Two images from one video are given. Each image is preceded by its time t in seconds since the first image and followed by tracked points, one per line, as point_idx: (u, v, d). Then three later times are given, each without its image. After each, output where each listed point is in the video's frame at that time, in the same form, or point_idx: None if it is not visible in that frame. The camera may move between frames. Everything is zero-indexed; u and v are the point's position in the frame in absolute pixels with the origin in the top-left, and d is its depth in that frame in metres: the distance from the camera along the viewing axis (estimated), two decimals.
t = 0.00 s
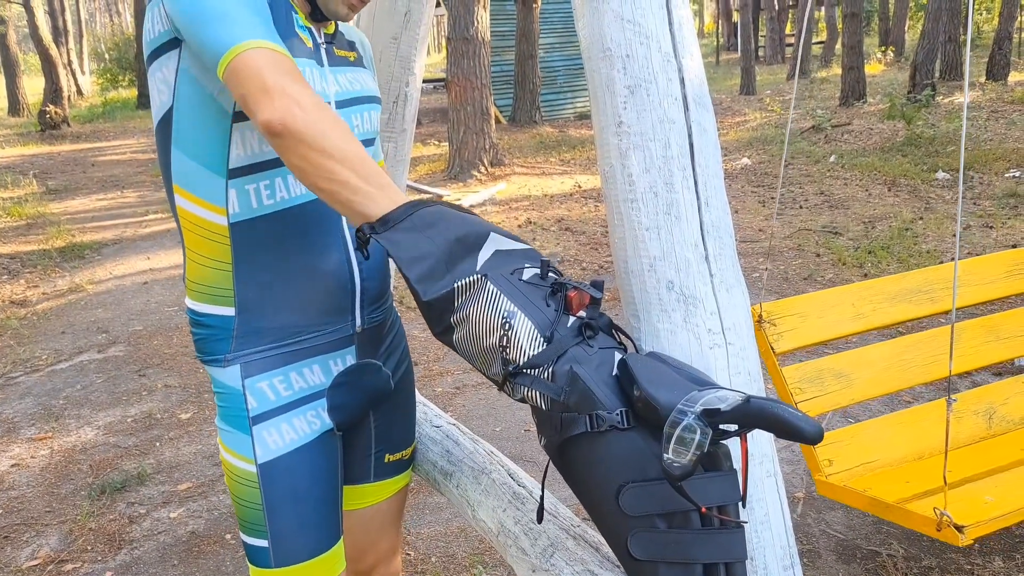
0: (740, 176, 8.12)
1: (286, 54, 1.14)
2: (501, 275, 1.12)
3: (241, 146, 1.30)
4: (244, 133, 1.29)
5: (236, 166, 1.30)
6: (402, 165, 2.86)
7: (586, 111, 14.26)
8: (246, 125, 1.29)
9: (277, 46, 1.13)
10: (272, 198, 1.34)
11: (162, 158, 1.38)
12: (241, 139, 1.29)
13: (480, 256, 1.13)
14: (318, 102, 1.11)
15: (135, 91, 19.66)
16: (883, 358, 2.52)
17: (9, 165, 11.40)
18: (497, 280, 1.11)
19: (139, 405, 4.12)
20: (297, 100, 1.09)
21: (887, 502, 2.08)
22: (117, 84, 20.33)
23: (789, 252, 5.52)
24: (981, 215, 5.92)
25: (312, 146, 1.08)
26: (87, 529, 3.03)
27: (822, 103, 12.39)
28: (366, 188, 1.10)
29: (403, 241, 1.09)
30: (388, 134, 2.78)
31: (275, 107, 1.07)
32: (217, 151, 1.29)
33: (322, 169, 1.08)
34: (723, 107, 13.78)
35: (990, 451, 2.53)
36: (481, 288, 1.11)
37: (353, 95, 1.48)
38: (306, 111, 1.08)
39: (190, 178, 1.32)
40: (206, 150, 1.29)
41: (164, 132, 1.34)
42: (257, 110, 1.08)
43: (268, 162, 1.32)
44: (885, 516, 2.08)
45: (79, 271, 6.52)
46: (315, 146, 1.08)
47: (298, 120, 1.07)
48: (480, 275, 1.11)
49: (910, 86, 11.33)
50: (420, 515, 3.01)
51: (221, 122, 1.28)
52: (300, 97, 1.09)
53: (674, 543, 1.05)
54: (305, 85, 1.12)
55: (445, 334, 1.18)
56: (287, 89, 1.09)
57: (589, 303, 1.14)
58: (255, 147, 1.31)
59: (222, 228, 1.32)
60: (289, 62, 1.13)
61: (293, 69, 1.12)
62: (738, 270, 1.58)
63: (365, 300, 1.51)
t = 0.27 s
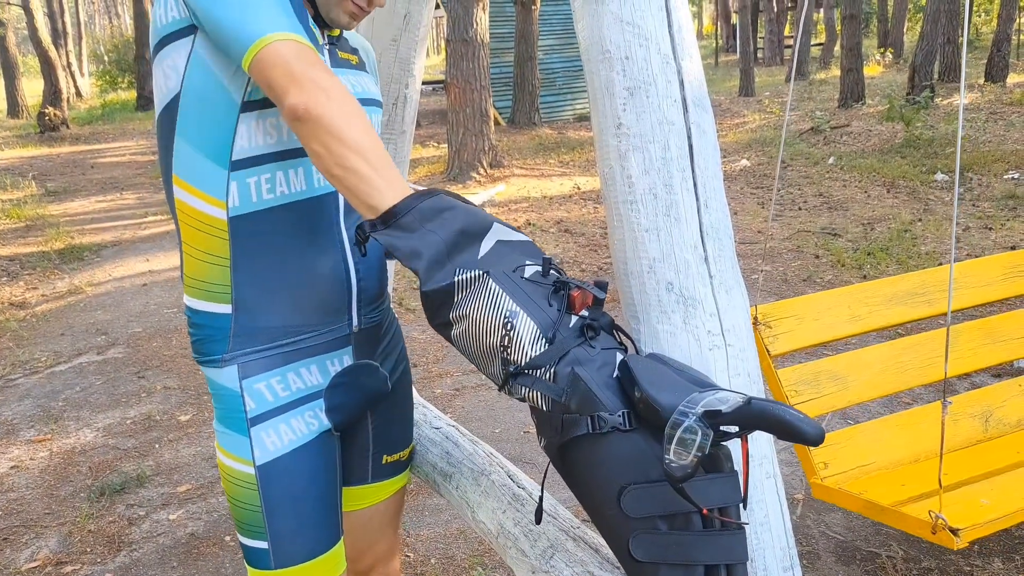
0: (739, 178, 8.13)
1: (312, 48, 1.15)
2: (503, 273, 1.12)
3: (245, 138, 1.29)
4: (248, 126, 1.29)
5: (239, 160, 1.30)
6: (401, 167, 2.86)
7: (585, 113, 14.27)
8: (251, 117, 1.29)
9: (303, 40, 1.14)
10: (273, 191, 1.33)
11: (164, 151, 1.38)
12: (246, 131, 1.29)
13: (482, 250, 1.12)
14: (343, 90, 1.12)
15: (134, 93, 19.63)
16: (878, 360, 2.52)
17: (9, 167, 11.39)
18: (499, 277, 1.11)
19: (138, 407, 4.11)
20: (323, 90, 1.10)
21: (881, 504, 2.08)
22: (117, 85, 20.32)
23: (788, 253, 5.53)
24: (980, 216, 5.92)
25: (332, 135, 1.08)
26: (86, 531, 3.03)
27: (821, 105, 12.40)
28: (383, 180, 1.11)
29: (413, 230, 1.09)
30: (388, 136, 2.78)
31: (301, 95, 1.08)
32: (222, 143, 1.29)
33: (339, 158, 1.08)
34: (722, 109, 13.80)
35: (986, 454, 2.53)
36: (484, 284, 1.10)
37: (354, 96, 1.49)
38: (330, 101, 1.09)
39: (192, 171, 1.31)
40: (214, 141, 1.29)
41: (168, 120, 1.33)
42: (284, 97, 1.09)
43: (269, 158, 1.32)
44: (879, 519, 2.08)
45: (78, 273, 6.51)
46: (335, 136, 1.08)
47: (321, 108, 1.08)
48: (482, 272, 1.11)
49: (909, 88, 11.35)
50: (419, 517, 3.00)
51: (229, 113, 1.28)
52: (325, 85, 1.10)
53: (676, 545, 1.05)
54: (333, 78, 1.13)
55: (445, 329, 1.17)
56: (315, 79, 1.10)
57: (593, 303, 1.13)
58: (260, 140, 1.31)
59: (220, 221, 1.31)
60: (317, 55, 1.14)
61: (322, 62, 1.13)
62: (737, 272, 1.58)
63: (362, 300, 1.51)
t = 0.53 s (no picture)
0: (738, 179, 8.13)
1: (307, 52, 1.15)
2: (511, 269, 1.11)
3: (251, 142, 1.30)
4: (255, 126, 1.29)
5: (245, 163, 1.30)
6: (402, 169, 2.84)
7: (584, 114, 14.27)
8: (257, 122, 1.30)
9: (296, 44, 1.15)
10: (281, 192, 1.34)
11: (167, 155, 1.37)
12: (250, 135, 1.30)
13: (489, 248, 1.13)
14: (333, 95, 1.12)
15: (134, 95, 19.64)
16: (879, 362, 2.52)
17: (9, 168, 11.39)
18: (505, 275, 1.10)
19: (138, 408, 4.11)
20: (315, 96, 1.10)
21: (882, 507, 2.08)
22: (117, 87, 20.32)
23: (788, 254, 5.53)
24: (979, 217, 5.92)
25: (327, 140, 1.09)
26: (86, 532, 3.03)
27: (821, 106, 12.41)
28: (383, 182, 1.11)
29: (417, 229, 1.09)
30: (388, 136, 2.76)
31: (292, 102, 1.09)
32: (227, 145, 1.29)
33: (337, 162, 1.09)
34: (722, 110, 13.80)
35: (986, 458, 2.53)
36: (490, 280, 1.10)
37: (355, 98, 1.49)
38: (323, 106, 1.10)
39: (195, 174, 1.31)
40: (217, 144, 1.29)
41: (172, 126, 1.33)
42: (276, 105, 1.10)
43: (275, 158, 1.33)
44: (880, 522, 2.08)
45: (78, 274, 6.51)
46: (331, 140, 1.09)
47: (314, 114, 1.09)
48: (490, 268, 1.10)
49: (909, 89, 11.36)
50: (419, 518, 3.00)
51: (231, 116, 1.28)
52: (315, 91, 1.10)
53: (678, 546, 1.05)
54: (327, 82, 1.14)
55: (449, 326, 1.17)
56: (307, 84, 1.11)
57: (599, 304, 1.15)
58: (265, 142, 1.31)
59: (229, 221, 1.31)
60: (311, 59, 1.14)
61: (313, 67, 1.13)
62: (737, 273, 1.58)
63: (367, 297, 1.51)
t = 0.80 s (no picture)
0: (737, 181, 8.14)
1: (225, 80, 1.11)
2: (502, 279, 1.12)
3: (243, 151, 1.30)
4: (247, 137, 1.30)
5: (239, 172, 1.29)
6: (401, 172, 2.82)
7: (583, 116, 14.28)
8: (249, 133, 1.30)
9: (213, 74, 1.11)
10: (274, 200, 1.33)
11: (166, 163, 1.37)
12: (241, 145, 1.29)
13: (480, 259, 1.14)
14: (243, 133, 1.08)
15: (134, 96, 19.64)
16: (882, 365, 2.52)
17: (8, 170, 11.38)
18: (497, 284, 1.11)
19: (137, 410, 4.11)
20: (223, 136, 1.07)
21: (887, 511, 2.08)
22: (116, 89, 20.32)
23: (787, 256, 5.53)
24: (978, 219, 5.93)
25: (246, 183, 1.08)
26: (85, 535, 3.02)
27: (819, 107, 12.43)
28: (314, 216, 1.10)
29: (397, 244, 1.10)
30: (387, 137, 2.76)
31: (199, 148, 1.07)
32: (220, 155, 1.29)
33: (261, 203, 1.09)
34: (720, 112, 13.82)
35: (990, 461, 2.53)
36: (479, 292, 1.11)
37: (354, 99, 1.49)
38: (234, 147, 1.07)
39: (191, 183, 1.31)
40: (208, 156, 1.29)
41: (167, 138, 1.34)
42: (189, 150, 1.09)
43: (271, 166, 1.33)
44: (885, 526, 2.08)
45: (77, 276, 6.51)
46: (250, 182, 1.08)
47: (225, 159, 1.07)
48: (479, 279, 1.11)
49: (907, 91, 11.37)
50: (417, 520, 3.00)
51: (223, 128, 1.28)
52: (220, 135, 1.07)
53: (674, 548, 1.04)
54: (243, 115, 1.11)
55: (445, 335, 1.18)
56: (214, 125, 1.08)
57: (588, 307, 1.14)
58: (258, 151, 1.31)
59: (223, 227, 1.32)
60: (228, 90, 1.11)
61: (226, 100, 1.10)
62: (736, 275, 1.58)
63: (362, 302, 1.51)
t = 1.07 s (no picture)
0: (736, 183, 8.15)
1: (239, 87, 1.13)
2: (499, 283, 1.12)
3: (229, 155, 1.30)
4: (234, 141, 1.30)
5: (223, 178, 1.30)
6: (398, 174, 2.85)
7: (581, 118, 14.29)
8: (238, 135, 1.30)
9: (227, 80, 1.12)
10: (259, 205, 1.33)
11: (159, 167, 1.38)
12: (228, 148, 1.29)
13: (480, 261, 1.14)
14: (257, 142, 1.10)
15: (132, 98, 19.63)
16: (887, 368, 2.52)
17: (7, 172, 11.37)
18: (493, 289, 1.11)
19: (136, 412, 4.11)
20: (239, 143, 1.09)
21: (896, 514, 2.08)
22: (114, 91, 20.29)
23: (786, 258, 5.53)
24: (977, 221, 5.93)
25: (260, 189, 1.10)
26: (83, 537, 3.02)
27: (818, 109, 12.44)
28: (323, 223, 1.12)
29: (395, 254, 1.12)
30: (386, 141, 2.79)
31: (214, 155, 1.09)
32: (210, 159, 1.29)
33: (273, 210, 1.11)
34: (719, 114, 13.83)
35: (997, 463, 2.53)
36: (477, 296, 1.11)
37: (348, 101, 1.48)
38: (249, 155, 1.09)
39: (182, 188, 1.32)
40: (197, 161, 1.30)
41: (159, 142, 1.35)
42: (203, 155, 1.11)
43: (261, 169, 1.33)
44: (894, 529, 2.09)
45: (76, 278, 6.50)
46: (264, 189, 1.10)
47: (240, 165, 1.09)
48: (476, 284, 1.11)
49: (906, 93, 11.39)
50: (416, 522, 3.00)
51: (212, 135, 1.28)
52: (236, 142, 1.09)
53: (673, 550, 1.04)
54: (256, 122, 1.12)
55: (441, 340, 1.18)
56: (229, 132, 1.09)
57: (587, 311, 1.14)
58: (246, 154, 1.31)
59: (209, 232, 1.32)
60: (241, 97, 1.13)
61: (240, 107, 1.11)
62: (736, 277, 1.58)
63: (352, 307, 1.50)
